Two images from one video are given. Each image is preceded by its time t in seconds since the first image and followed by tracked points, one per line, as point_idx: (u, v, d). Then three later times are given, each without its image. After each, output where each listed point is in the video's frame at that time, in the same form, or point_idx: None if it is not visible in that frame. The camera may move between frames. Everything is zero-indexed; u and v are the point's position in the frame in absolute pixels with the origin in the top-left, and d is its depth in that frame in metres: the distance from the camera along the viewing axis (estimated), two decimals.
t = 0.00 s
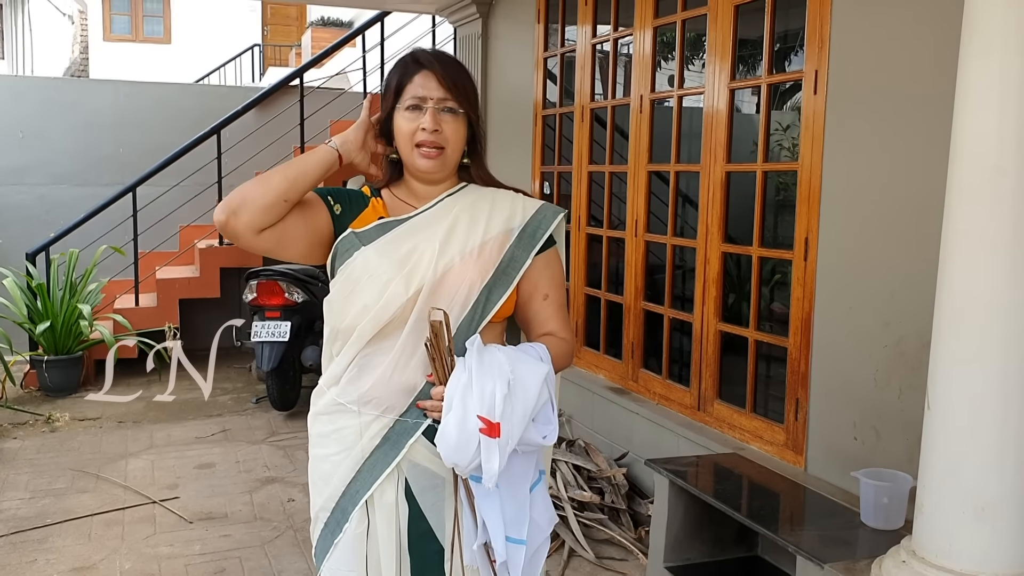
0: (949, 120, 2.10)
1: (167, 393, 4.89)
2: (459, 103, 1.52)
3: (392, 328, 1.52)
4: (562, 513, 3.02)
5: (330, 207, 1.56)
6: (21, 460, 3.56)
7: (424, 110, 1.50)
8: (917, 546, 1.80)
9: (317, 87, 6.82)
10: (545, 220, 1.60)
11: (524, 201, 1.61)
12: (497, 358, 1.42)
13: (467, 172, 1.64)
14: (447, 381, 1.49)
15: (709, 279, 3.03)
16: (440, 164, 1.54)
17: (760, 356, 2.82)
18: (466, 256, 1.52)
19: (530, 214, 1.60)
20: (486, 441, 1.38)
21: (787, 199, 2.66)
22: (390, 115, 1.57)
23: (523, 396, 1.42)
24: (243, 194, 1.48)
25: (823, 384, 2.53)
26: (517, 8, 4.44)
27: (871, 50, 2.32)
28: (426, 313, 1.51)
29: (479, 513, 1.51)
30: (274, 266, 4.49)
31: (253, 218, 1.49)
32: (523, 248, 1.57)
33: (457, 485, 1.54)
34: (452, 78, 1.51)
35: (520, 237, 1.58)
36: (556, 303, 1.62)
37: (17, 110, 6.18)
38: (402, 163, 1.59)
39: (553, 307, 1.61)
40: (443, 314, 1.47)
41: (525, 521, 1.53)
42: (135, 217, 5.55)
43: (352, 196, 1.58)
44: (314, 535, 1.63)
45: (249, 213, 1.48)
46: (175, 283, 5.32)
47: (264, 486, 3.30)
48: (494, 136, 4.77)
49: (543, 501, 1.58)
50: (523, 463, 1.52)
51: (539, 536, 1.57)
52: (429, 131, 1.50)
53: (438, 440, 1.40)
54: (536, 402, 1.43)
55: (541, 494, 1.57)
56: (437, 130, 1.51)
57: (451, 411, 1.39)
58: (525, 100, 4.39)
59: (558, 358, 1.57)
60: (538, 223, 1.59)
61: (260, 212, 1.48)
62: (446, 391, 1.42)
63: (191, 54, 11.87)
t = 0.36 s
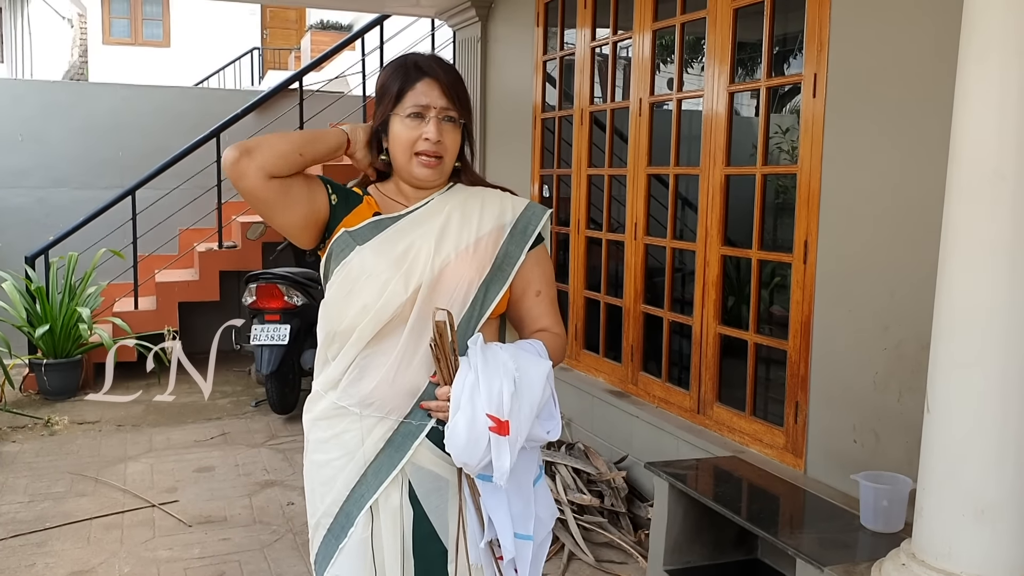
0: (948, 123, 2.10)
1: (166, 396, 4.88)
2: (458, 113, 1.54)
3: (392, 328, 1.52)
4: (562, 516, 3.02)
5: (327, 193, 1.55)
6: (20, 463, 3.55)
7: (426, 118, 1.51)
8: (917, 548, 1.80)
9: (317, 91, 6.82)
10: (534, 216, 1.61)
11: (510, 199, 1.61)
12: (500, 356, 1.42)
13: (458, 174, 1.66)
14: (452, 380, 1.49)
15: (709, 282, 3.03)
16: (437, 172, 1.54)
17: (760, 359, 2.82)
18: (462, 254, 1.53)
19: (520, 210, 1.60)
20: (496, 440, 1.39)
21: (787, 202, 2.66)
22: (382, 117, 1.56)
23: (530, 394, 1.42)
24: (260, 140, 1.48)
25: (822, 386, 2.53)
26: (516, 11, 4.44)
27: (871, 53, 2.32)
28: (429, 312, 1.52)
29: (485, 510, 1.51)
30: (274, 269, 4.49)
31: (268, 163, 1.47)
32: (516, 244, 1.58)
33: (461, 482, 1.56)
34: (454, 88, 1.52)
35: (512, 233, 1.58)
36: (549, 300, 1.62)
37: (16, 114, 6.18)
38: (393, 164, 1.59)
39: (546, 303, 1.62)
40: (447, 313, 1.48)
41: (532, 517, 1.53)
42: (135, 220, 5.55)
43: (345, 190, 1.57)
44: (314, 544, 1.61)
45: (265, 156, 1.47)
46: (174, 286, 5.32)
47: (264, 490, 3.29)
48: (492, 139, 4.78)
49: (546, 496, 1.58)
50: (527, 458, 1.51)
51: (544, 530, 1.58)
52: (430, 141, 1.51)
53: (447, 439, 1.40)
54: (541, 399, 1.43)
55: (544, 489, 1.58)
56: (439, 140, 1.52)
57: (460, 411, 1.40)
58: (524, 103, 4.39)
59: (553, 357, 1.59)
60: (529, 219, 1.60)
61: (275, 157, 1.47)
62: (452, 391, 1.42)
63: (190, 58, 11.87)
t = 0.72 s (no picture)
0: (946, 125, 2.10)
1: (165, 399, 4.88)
2: (457, 112, 1.54)
3: (391, 330, 1.51)
4: (561, 517, 3.02)
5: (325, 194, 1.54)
6: (19, 466, 3.55)
7: (427, 118, 1.51)
8: (917, 549, 1.80)
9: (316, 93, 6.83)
10: (533, 220, 1.61)
11: (510, 202, 1.61)
12: (500, 359, 1.42)
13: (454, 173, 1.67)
14: (450, 382, 1.49)
15: (708, 283, 3.03)
16: (439, 171, 1.55)
17: (760, 360, 2.82)
18: (461, 256, 1.52)
19: (518, 214, 1.60)
20: (495, 443, 1.39)
21: (786, 204, 2.66)
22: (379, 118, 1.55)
23: (528, 398, 1.42)
24: (250, 141, 1.50)
25: (821, 387, 2.53)
26: (515, 13, 4.45)
27: (870, 54, 2.32)
28: (429, 314, 1.52)
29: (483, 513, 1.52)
30: (273, 272, 4.49)
31: (266, 158, 1.48)
32: (515, 248, 1.58)
33: (458, 485, 1.56)
34: (453, 87, 1.53)
35: (511, 236, 1.58)
36: (546, 303, 1.63)
37: (15, 117, 6.18)
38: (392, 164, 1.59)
39: (543, 307, 1.63)
40: (446, 315, 1.48)
41: (529, 520, 1.54)
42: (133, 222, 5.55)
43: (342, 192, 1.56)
44: (310, 547, 1.60)
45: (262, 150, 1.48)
46: (172, 288, 5.32)
47: (263, 492, 3.29)
48: (491, 141, 4.78)
49: (542, 499, 1.59)
50: (523, 461, 1.52)
51: (540, 534, 1.58)
52: (432, 141, 1.51)
53: (446, 443, 1.40)
54: (540, 403, 1.44)
55: (541, 491, 1.58)
56: (440, 140, 1.52)
57: (459, 414, 1.39)
58: (523, 105, 4.39)
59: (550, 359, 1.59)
60: (528, 223, 1.60)
61: (271, 153, 1.49)
62: (451, 394, 1.42)
63: (189, 60, 11.89)
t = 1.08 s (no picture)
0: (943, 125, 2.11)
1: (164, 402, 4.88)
2: (437, 108, 1.53)
3: (386, 335, 1.51)
4: (560, 519, 3.02)
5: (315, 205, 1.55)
6: (18, 470, 3.55)
7: (407, 119, 1.51)
8: (916, 550, 1.80)
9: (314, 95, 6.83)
10: (529, 224, 1.61)
11: (506, 205, 1.61)
12: (495, 364, 1.42)
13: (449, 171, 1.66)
14: (445, 388, 1.50)
15: (706, 284, 3.03)
16: (429, 169, 1.54)
17: (758, 361, 2.82)
18: (457, 261, 1.53)
19: (515, 218, 1.61)
20: (489, 448, 1.39)
21: (784, 204, 2.67)
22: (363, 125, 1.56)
23: (523, 403, 1.42)
24: (233, 175, 1.47)
25: (820, 388, 2.53)
26: (513, 15, 4.45)
27: (867, 55, 2.32)
28: (424, 318, 1.52)
29: (478, 518, 1.53)
30: (271, 274, 4.49)
31: (251, 195, 1.46)
32: (511, 252, 1.58)
33: (454, 489, 1.57)
34: (430, 84, 1.52)
35: (508, 240, 1.59)
36: (542, 307, 1.63)
37: (13, 120, 6.18)
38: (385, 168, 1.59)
39: (539, 311, 1.63)
40: (442, 319, 1.48)
41: (523, 525, 1.55)
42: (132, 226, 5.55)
43: (334, 201, 1.57)
44: (306, 551, 1.60)
45: (246, 188, 1.46)
46: (171, 292, 5.32)
47: (262, 495, 3.29)
48: (489, 143, 4.79)
49: (538, 504, 1.60)
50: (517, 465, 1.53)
51: (536, 538, 1.59)
52: (416, 140, 1.51)
53: (441, 447, 1.40)
54: (535, 408, 1.44)
55: (537, 495, 1.59)
56: (424, 139, 1.52)
57: (454, 418, 1.40)
58: (521, 106, 4.40)
59: (545, 361, 1.59)
60: (525, 227, 1.60)
61: (256, 187, 1.47)
62: (446, 399, 1.42)
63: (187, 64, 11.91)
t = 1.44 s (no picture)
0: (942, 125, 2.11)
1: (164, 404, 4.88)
2: (429, 108, 1.53)
3: (383, 340, 1.51)
4: (560, 520, 3.02)
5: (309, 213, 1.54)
6: (17, 472, 3.55)
7: (398, 117, 1.51)
8: (917, 550, 1.80)
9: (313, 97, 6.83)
10: (523, 225, 1.62)
11: (500, 205, 1.62)
12: (493, 367, 1.42)
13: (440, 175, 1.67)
14: (444, 392, 1.50)
15: (706, 285, 3.03)
16: (417, 170, 1.54)
17: (758, 361, 2.82)
18: (453, 264, 1.53)
19: (508, 217, 1.61)
20: (491, 452, 1.39)
21: (783, 205, 2.67)
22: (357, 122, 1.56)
23: (523, 405, 1.42)
24: (237, 193, 1.45)
25: (820, 389, 2.53)
26: (512, 16, 4.46)
27: (866, 56, 2.32)
28: (421, 323, 1.52)
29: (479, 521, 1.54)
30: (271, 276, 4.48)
31: (254, 220, 1.45)
32: (506, 253, 1.58)
33: (454, 492, 1.57)
34: (423, 83, 1.52)
35: (502, 241, 1.59)
36: (538, 307, 1.63)
37: (12, 123, 6.18)
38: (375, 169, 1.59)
39: (534, 311, 1.63)
40: (440, 322, 1.48)
41: (525, 527, 1.55)
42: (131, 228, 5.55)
43: (326, 205, 1.57)
44: (303, 556, 1.60)
45: (250, 213, 1.44)
46: (171, 294, 5.32)
47: (262, 496, 3.29)
48: (488, 144, 4.79)
49: (538, 505, 1.60)
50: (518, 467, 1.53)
51: (537, 539, 1.60)
52: (405, 139, 1.51)
53: (442, 453, 1.40)
54: (534, 410, 1.44)
55: (536, 496, 1.59)
56: (414, 137, 1.51)
57: (454, 424, 1.39)
58: (520, 107, 4.40)
59: (542, 361, 1.59)
60: (519, 227, 1.61)
61: (260, 212, 1.45)
62: (445, 403, 1.42)
63: (186, 66, 11.91)
